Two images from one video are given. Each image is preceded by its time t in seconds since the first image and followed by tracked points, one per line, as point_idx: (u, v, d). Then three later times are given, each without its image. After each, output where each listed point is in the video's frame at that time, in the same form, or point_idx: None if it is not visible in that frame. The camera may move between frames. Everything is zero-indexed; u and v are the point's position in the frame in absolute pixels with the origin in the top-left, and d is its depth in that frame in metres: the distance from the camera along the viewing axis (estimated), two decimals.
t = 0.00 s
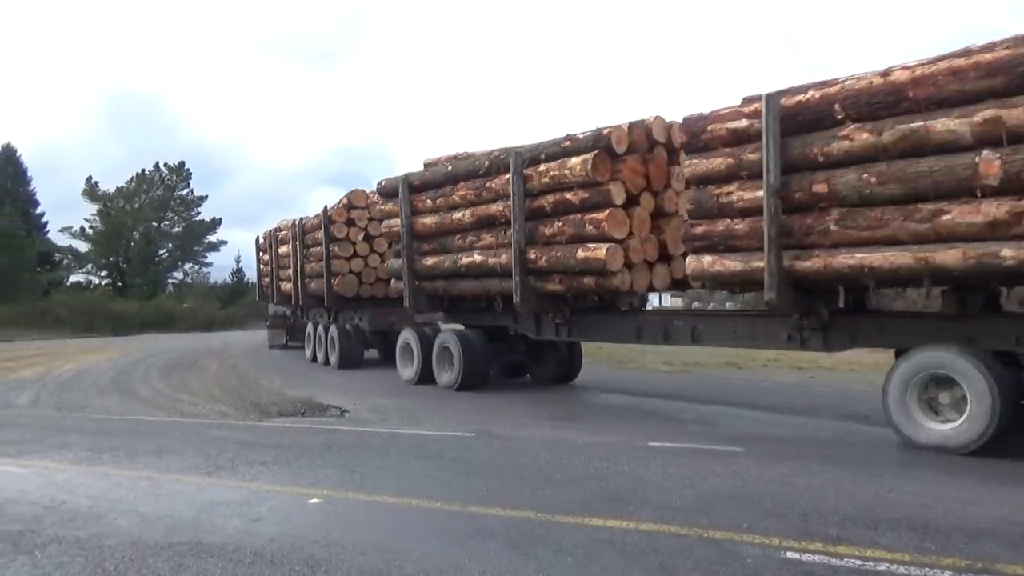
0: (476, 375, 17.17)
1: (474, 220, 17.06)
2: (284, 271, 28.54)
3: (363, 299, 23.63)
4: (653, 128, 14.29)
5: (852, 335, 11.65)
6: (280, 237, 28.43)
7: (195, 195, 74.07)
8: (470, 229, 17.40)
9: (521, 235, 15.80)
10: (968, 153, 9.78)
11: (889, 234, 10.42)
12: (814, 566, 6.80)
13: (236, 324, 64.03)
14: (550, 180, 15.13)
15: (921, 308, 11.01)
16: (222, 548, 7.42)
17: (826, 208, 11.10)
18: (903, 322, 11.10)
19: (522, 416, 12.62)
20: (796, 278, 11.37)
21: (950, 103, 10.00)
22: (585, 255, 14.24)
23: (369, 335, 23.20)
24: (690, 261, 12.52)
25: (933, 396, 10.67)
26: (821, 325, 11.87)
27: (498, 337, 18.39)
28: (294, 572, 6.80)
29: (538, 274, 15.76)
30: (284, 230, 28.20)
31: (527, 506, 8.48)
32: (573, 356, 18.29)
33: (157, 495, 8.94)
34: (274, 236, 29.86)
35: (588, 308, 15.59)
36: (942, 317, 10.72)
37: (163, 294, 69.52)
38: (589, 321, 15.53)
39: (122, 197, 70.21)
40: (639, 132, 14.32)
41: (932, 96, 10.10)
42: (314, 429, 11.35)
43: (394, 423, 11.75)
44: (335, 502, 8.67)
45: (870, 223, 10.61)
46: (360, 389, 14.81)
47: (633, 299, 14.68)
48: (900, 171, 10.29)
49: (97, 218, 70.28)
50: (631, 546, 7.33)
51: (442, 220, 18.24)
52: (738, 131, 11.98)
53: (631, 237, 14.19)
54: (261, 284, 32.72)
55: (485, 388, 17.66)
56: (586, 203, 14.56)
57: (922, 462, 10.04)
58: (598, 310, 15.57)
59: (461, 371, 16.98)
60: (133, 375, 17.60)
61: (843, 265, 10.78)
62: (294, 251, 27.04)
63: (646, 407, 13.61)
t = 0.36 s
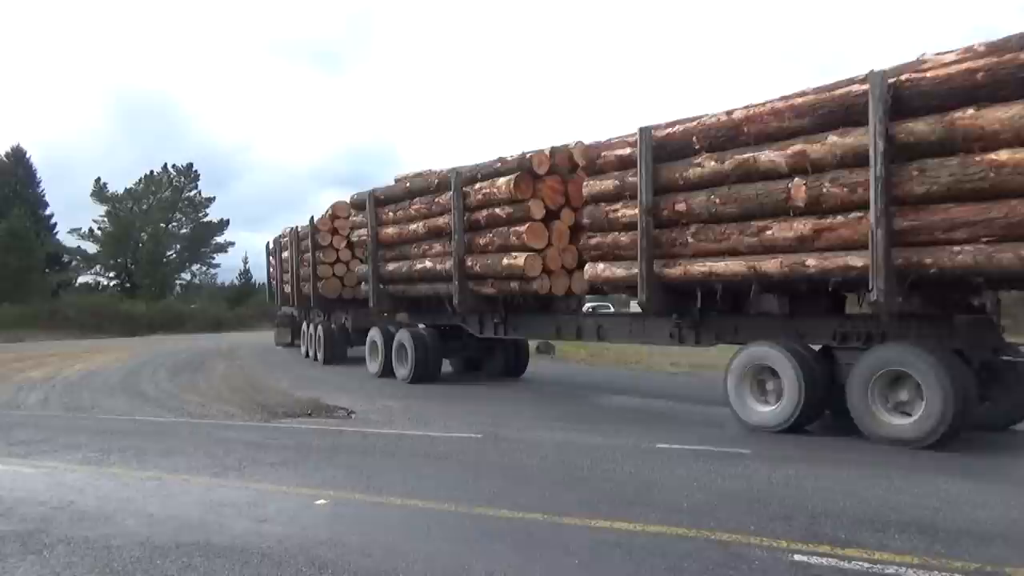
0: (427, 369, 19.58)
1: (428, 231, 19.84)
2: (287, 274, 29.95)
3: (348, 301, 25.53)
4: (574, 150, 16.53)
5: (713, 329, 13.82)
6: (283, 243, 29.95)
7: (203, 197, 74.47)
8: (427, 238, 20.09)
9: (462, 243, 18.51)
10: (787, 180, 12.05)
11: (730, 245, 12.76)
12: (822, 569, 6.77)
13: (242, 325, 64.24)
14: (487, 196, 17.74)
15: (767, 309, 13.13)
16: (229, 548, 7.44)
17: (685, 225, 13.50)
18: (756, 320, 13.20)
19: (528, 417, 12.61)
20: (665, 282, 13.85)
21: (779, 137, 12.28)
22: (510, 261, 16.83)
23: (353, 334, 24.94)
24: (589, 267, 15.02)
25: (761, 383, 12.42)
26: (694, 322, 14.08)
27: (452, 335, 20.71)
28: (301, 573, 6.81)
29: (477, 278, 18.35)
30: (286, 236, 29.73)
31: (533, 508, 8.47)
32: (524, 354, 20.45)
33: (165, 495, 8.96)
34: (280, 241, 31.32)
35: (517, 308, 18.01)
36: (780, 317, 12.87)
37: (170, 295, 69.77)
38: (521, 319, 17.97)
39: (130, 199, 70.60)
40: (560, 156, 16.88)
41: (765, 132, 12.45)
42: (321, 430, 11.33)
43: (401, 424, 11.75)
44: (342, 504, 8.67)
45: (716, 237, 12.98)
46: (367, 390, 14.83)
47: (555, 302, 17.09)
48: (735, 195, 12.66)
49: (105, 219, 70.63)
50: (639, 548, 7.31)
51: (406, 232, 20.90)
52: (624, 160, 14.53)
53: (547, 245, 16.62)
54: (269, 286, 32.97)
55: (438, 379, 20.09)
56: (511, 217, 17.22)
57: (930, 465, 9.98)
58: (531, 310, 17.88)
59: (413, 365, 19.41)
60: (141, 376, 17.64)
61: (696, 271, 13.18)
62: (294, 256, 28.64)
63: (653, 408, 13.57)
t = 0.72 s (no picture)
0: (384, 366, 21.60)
1: (385, 241, 22.37)
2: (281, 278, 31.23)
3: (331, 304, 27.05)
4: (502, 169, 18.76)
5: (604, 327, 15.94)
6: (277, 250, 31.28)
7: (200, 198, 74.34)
8: (383, 246, 22.64)
9: (410, 252, 20.98)
10: (652, 202, 14.34)
11: (611, 258, 15.12)
12: (819, 571, 6.77)
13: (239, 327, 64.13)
14: (429, 211, 20.17)
15: (653, 311, 15.23)
16: (226, 550, 7.43)
17: (578, 240, 15.89)
18: (640, 322, 15.32)
19: (526, 419, 12.60)
20: (564, 288, 16.25)
21: (645, 165, 14.60)
22: (447, 269, 19.33)
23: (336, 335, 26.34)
24: (508, 275, 17.55)
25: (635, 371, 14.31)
26: (594, 322, 16.13)
27: (410, 335, 22.70)
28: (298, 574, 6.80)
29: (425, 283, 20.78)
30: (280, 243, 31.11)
31: (531, 510, 8.46)
32: (476, 352, 22.19)
33: (161, 497, 8.94)
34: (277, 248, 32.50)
35: (457, 309, 20.26)
36: (656, 319, 14.97)
37: (167, 297, 69.62)
38: (461, 320, 20.25)
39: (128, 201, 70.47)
40: (494, 176, 19.09)
41: (638, 161, 14.72)
42: (318, 433, 11.27)
43: (399, 426, 11.71)
44: (340, 506, 8.67)
45: (601, 250, 15.32)
46: (365, 392, 14.79)
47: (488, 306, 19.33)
48: (614, 214, 15.00)
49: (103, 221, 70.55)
50: (637, 550, 7.30)
51: (367, 239, 23.40)
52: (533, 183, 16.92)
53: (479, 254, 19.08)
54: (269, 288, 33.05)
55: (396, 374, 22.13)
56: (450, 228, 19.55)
57: (926, 467, 10.01)
58: (471, 313, 20.05)
59: (370, 362, 21.52)
60: (138, 379, 17.58)
61: (588, 280, 15.53)
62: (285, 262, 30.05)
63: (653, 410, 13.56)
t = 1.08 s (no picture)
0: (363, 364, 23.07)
1: (360, 250, 24.74)
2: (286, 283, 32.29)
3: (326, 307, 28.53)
4: (455, 187, 20.98)
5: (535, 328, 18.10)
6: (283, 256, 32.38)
7: (207, 200, 73.84)
8: (359, 255, 24.98)
9: (377, 261, 23.35)
10: (562, 219, 16.62)
11: (532, 267, 17.53)
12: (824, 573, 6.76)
13: (241, 328, 64.01)
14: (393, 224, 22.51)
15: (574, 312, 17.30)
16: (232, 552, 7.44)
17: (510, 251, 18.28)
18: (562, 323, 17.45)
19: (532, 422, 12.57)
20: (497, 292, 18.71)
21: (558, 186, 16.89)
22: (407, 277, 21.67)
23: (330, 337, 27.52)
24: (457, 282, 19.95)
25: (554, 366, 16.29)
26: (526, 323, 18.35)
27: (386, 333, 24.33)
28: None
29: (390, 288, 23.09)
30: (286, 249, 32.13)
31: (537, 512, 8.46)
32: (448, 352, 23.73)
33: (168, 499, 8.95)
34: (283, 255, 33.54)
35: (419, 311, 22.47)
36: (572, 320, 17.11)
37: (171, 298, 69.75)
38: (423, 321, 22.39)
39: (132, 204, 69.97)
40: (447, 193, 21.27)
41: (554, 183, 16.95)
42: (324, 434, 11.22)
43: (406, 428, 11.67)
44: (346, 508, 8.66)
45: (525, 260, 17.76)
46: (369, 394, 14.77)
47: (443, 309, 21.56)
48: (535, 229, 17.33)
49: (108, 223, 70.57)
50: (642, 552, 7.30)
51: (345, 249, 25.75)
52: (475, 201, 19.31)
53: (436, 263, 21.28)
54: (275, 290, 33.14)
55: (381, 373, 23.24)
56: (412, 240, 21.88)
57: (933, 470, 9.96)
58: (434, 314, 22.16)
59: (350, 360, 23.14)
60: (143, 379, 17.59)
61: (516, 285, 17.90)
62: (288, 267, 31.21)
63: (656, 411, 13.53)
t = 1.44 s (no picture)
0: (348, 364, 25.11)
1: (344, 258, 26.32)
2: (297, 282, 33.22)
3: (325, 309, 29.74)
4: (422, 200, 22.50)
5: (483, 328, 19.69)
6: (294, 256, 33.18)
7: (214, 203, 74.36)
8: (343, 262, 26.64)
9: (357, 269, 24.96)
10: (501, 232, 18.41)
11: (479, 276, 19.29)
12: None
13: (250, 330, 64.13)
14: (369, 235, 24.06)
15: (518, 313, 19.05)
16: (242, 554, 7.45)
17: (462, 260, 20.00)
18: (507, 323, 19.15)
19: (539, 424, 12.54)
20: (452, 297, 20.51)
21: (496, 203, 18.67)
22: (382, 284, 23.27)
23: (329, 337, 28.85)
24: (422, 288, 21.71)
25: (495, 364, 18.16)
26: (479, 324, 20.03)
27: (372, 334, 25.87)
28: None
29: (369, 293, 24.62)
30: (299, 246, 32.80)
31: (544, 514, 8.45)
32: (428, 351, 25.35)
33: (177, 501, 8.98)
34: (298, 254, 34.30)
35: (396, 314, 24.03)
36: (515, 321, 18.85)
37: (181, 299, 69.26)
38: (401, 322, 23.90)
39: (141, 207, 70.86)
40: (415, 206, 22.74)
41: (495, 199, 18.71)
42: (331, 436, 11.18)
43: (413, 430, 11.66)
44: (354, 510, 8.66)
45: (474, 269, 19.48)
46: (376, 396, 14.78)
47: (417, 311, 23.10)
48: (480, 241, 19.07)
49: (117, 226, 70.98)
50: (650, 555, 7.27)
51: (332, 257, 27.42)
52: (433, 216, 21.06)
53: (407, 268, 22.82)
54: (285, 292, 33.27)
55: (388, 374, 23.30)
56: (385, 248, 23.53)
57: (944, 473, 9.89)
58: (409, 317, 23.64)
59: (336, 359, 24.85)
60: (152, 381, 17.64)
61: (466, 291, 19.65)
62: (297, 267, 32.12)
63: (664, 411, 13.42)
